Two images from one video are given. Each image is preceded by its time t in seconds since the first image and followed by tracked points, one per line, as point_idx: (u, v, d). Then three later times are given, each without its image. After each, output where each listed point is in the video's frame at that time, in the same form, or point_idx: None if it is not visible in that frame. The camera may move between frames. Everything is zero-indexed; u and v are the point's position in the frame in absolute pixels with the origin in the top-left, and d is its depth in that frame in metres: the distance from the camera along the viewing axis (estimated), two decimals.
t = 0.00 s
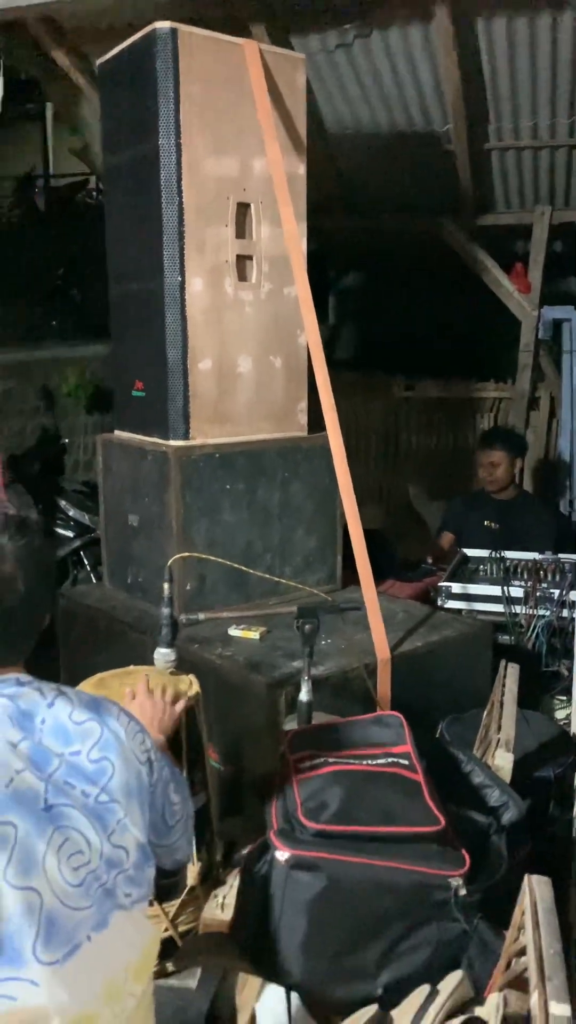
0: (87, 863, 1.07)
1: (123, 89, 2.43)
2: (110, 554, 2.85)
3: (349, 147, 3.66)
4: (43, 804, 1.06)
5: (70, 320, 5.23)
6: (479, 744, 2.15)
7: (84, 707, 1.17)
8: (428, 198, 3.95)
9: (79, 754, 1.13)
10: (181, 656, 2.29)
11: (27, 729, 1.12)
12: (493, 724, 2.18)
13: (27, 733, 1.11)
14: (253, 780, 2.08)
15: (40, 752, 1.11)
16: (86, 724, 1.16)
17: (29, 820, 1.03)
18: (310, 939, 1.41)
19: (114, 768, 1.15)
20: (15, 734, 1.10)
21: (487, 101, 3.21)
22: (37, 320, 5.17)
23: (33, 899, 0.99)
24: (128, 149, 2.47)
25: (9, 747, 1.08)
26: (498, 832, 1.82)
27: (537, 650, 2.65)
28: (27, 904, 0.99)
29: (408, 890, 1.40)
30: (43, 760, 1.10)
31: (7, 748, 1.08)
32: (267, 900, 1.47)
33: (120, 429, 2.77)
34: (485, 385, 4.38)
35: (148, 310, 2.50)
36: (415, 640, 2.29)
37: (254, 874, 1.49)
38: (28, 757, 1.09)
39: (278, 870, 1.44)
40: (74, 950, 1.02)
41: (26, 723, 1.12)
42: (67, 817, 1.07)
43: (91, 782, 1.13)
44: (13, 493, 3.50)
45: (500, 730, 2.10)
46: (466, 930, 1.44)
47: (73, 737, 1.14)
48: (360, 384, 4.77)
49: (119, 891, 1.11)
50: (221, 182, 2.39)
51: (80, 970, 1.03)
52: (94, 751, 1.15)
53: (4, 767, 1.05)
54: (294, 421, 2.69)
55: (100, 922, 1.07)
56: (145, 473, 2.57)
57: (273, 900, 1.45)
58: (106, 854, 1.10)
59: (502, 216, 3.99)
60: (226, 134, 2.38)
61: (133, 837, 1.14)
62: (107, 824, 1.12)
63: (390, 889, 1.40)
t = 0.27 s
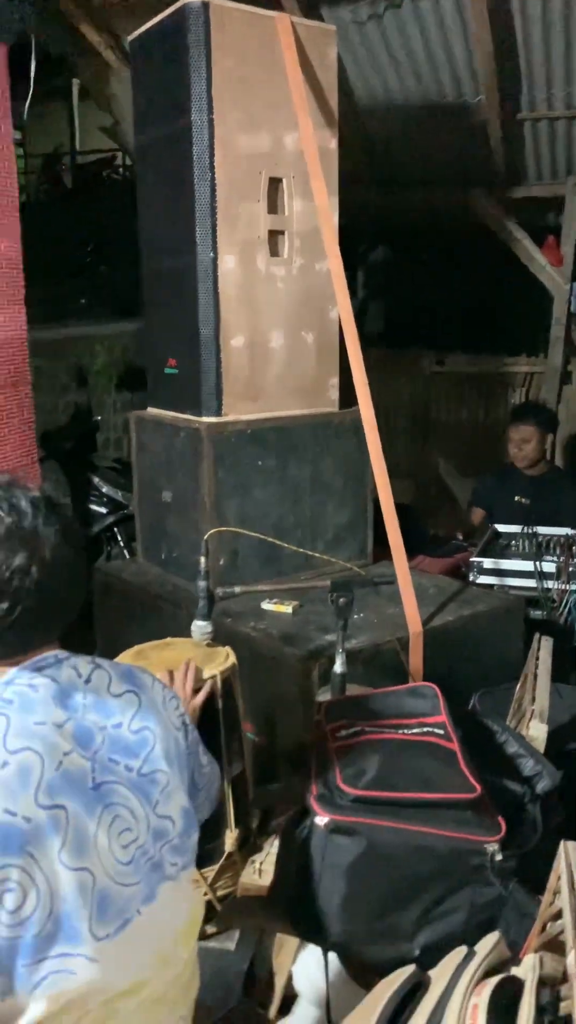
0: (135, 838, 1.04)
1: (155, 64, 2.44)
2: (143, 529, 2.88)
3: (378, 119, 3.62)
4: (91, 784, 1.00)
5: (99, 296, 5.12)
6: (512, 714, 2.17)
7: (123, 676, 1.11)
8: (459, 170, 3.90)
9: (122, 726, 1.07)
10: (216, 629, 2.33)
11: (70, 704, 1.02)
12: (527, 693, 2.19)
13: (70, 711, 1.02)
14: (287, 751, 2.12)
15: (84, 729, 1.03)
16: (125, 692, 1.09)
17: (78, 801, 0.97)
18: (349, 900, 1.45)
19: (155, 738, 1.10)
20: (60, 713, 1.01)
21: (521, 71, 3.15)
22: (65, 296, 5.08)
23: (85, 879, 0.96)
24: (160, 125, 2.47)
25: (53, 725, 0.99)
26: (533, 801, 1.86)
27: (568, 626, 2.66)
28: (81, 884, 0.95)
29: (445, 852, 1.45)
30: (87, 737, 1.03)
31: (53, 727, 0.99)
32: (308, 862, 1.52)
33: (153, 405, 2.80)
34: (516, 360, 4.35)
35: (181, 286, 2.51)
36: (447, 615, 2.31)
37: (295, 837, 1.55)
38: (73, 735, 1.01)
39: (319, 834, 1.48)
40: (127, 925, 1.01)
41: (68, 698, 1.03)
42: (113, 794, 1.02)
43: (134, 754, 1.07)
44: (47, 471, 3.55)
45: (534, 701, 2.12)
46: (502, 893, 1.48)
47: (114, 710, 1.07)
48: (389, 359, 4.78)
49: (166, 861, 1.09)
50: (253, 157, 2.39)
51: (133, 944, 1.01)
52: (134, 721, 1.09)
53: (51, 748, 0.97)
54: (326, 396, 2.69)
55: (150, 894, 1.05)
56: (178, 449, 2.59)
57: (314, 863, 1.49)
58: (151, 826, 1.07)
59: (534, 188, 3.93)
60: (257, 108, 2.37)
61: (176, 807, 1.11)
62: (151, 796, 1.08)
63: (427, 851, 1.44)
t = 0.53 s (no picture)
0: (186, 831, 1.00)
1: (190, 58, 2.47)
2: (184, 518, 2.93)
3: (412, 101, 3.59)
4: (143, 784, 0.94)
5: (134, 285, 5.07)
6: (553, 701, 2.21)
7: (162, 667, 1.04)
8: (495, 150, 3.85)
9: (168, 720, 1.01)
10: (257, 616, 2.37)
11: (117, 703, 0.95)
12: (565, 679, 2.21)
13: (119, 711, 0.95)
14: (329, 735, 2.16)
15: (133, 729, 0.95)
16: (166, 686, 1.03)
17: (132, 804, 0.92)
18: (392, 880, 1.50)
19: (199, 729, 1.05)
20: (109, 716, 0.93)
21: (557, 49, 3.11)
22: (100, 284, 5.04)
23: (142, 878, 0.92)
24: (195, 118, 2.50)
25: (103, 728, 0.92)
26: (572, 784, 1.87)
27: None
28: (138, 884, 0.92)
29: (486, 835, 1.47)
30: (137, 736, 0.95)
31: (103, 729, 0.92)
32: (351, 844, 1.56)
33: (191, 396, 2.84)
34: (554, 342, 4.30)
35: (217, 278, 2.54)
36: (486, 600, 2.33)
37: (338, 820, 1.59)
38: (123, 737, 0.94)
39: (362, 817, 1.53)
40: (179, 913, 0.99)
41: (114, 697, 0.95)
42: (164, 791, 0.97)
43: (181, 746, 1.02)
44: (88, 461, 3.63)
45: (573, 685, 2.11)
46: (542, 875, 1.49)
47: (159, 703, 1.01)
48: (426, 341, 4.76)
49: (214, 849, 1.06)
50: (289, 147, 2.41)
51: (185, 932, 1.00)
52: (179, 713, 1.03)
53: (102, 752, 0.90)
54: (362, 384, 2.70)
55: (200, 882, 1.03)
56: (217, 439, 2.63)
57: (357, 844, 1.54)
58: (200, 817, 1.03)
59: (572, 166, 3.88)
60: (292, 99, 2.39)
61: (223, 793, 1.08)
62: (199, 786, 1.03)
63: (468, 835, 1.47)
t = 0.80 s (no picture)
0: (225, 846, 1.04)
1: (227, 69, 2.50)
2: (220, 522, 2.98)
3: (447, 103, 3.59)
4: (182, 802, 0.98)
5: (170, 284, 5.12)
6: None
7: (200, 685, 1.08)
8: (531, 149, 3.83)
9: (205, 736, 1.05)
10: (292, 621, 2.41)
11: (157, 723, 0.98)
12: None
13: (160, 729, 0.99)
14: (364, 740, 2.19)
15: (173, 747, 0.99)
16: (203, 702, 1.07)
17: (172, 822, 0.96)
18: (424, 888, 1.52)
19: (235, 744, 1.09)
20: (149, 735, 0.97)
21: None
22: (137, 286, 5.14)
23: (182, 894, 0.96)
24: (232, 128, 2.54)
25: (143, 749, 0.96)
26: None
27: None
28: (178, 899, 0.96)
29: (516, 844, 1.49)
30: (176, 754, 0.99)
31: (143, 750, 0.95)
32: (384, 851, 1.59)
33: (227, 402, 2.88)
34: None
35: (253, 286, 2.57)
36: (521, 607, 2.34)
37: (371, 828, 1.63)
38: (163, 755, 0.98)
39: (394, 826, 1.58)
40: (220, 926, 1.03)
41: (154, 717, 0.99)
42: (203, 807, 1.01)
43: (218, 762, 1.05)
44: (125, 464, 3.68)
45: None
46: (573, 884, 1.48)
47: (196, 721, 1.04)
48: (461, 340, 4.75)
49: (252, 860, 1.10)
50: (323, 157, 2.43)
51: (224, 943, 1.04)
52: (215, 728, 1.07)
53: (143, 772, 0.94)
54: (396, 389, 2.71)
55: (240, 894, 1.07)
56: (252, 445, 2.67)
57: (390, 852, 1.57)
58: (239, 830, 1.07)
59: None
60: (327, 109, 2.41)
61: (260, 807, 1.11)
62: (236, 801, 1.07)
63: (498, 844, 1.49)
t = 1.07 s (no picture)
0: (265, 857, 1.07)
1: (272, 84, 2.54)
2: (256, 529, 3.01)
3: (491, 115, 3.58)
4: (225, 814, 1.01)
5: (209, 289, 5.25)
6: None
7: (241, 698, 1.10)
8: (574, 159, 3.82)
9: (248, 748, 1.07)
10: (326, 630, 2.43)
11: (200, 736, 1.01)
12: None
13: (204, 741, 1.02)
14: (395, 748, 2.20)
15: (215, 760, 1.02)
16: (244, 714, 1.09)
17: (215, 833, 0.99)
18: (456, 899, 1.54)
19: (275, 755, 1.11)
20: (194, 748, 1.00)
21: None
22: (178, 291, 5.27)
23: (223, 903, 1.00)
24: (276, 141, 2.57)
25: (188, 762, 0.98)
26: None
27: None
28: (219, 908, 0.99)
29: (548, 860, 1.51)
30: (219, 766, 1.02)
31: (188, 763, 0.98)
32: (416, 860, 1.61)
33: (265, 410, 2.92)
34: None
35: (295, 297, 2.60)
36: (556, 621, 2.33)
37: (403, 838, 1.66)
38: (207, 767, 1.01)
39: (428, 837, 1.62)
40: (259, 934, 1.06)
41: (198, 730, 1.01)
42: (245, 818, 1.04)
43: (259, 773, 1.08)
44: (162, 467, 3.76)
45: None
46: None
47: (239, 733, 1.07)
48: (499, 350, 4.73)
49: (290, 870, 1.13)
50: (366, 170, 2.46)
51: (263, 951, 1.07)
52: (256, 740, 1.09)
53: (188, 785, 0.97)
54: (434, 400, 2.72)
55: (278, 904, 1.10)
56: (290, 454, 2.70)
57: (421, 861, 1.60)
58: (279, 840, 1.10)
59: None
60: (371, 122, 2.43)
61: (298, 817, 1.14)
62: (276, 812, 1.10)
63: (530, 858, 1.51)
